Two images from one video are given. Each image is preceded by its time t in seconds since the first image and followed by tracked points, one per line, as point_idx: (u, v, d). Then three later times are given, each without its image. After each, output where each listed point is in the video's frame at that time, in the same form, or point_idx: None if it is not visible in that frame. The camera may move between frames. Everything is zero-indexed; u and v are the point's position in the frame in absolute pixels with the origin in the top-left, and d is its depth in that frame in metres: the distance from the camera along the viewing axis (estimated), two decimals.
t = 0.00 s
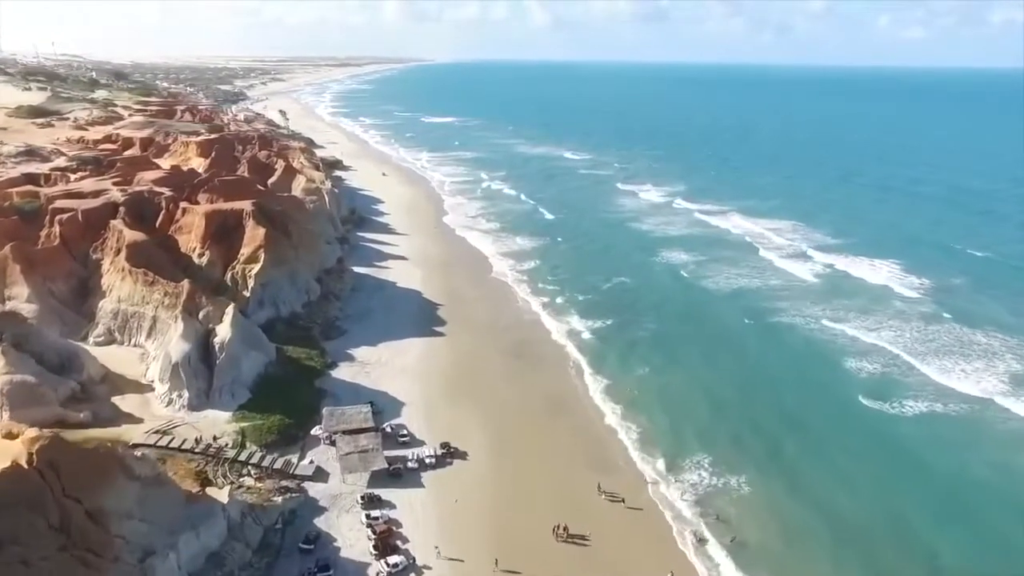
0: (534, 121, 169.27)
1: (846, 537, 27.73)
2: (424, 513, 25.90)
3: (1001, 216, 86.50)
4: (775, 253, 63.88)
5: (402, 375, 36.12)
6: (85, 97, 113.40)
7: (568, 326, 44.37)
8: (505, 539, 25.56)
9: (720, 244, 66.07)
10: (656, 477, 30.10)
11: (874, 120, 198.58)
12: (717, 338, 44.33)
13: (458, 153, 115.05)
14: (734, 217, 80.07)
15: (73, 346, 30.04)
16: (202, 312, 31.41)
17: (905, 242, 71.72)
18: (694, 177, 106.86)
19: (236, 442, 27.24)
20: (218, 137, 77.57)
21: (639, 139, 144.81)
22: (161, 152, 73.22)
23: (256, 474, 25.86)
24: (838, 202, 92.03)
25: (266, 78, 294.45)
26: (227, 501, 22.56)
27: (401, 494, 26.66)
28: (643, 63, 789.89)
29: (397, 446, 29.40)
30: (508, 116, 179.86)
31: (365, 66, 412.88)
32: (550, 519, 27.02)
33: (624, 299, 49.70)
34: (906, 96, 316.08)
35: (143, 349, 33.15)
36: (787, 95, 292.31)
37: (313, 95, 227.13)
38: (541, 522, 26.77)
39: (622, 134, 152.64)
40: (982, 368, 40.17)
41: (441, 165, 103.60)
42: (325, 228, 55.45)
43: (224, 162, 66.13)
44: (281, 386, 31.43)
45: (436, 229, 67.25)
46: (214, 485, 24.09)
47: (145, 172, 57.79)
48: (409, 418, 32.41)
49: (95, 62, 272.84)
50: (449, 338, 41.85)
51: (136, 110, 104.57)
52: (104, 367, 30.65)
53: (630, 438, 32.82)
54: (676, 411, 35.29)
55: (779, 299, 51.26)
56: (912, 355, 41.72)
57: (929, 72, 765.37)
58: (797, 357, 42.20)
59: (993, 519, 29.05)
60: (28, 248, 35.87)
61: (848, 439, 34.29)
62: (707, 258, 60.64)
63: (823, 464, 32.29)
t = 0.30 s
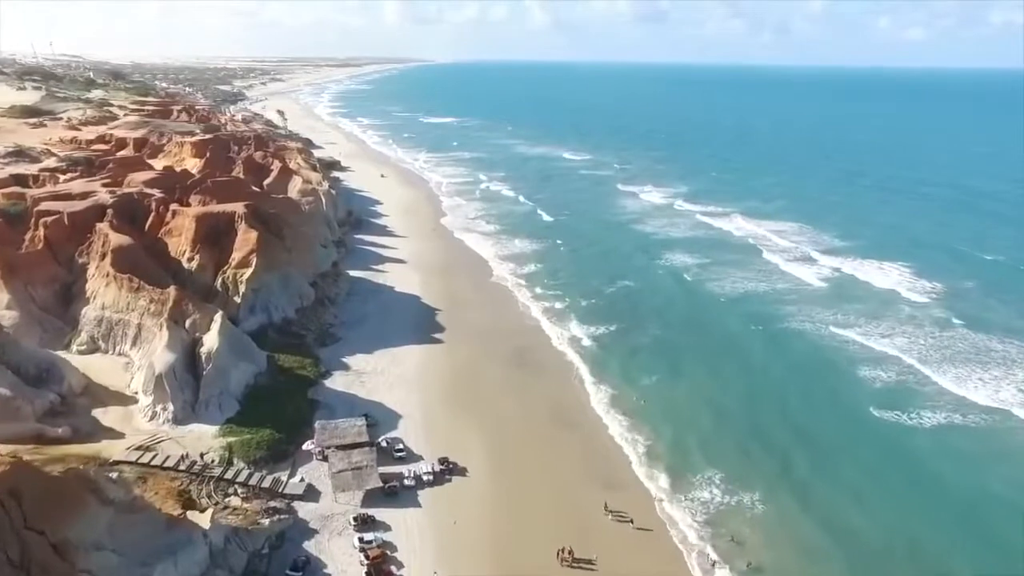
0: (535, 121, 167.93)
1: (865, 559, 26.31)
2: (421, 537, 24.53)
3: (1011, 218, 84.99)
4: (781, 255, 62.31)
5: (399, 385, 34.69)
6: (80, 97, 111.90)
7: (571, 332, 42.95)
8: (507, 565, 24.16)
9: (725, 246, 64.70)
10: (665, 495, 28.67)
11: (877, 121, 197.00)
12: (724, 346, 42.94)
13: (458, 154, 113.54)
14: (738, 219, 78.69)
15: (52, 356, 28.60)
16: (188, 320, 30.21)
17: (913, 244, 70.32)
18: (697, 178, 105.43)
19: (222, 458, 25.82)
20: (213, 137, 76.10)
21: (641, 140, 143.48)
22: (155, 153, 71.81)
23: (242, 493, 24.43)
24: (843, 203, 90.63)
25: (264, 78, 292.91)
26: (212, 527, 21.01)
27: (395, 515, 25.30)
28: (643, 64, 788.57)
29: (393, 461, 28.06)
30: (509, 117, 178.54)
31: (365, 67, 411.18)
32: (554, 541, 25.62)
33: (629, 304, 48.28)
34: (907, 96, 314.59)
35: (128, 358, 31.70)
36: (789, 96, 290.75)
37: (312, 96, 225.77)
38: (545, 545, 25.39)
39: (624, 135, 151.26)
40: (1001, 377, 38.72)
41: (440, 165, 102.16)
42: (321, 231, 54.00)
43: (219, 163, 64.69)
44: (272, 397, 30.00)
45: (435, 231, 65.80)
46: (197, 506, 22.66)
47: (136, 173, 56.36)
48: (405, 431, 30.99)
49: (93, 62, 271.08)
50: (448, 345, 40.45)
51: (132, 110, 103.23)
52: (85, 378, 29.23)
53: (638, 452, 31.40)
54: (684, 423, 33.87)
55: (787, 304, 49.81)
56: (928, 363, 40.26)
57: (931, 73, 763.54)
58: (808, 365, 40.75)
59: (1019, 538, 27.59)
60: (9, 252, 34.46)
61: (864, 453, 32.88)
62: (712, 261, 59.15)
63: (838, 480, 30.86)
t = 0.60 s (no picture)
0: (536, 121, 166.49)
1: None
2: (416, 563, 23.17)
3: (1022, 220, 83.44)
4: (789, 258, 60.86)
5: (396, 396, 33.38)
6: (76, 96, 110.60)
7: (574, 339, 41.56)
8: None
9: (731, 249, 63.31)
10: (675, 515, 27.23)
11: (881, 121, 195.46)
12: (733, 353, 41.57)
13: (458, 154, 112.10)
14: (744, 220, 77.28)
15: (30, 368, 27.18)
16: (174, 328, 28.75)
17: (924, 246, 68.81)
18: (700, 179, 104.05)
19: (207, 477, 24.43)
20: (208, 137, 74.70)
21: (643, 140, 142.14)
22: (149, 154, 70.44)
23: (227, 515, 22.99)
24: (851, 204, 89.13)
25: (264, 79, 292.03)
26: (192, 554, 19.59)
27: (390, 538, 23.97)
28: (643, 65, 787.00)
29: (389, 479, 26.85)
30: (510, 117, 177.09)
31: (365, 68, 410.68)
32: (557, 567, 24.26)
33: (634, 309, 46.90)
34: (910, 97, 312.90)
35: (111, 368, 30.27)
36: (791, 96, 289.24)
37: (311, 96, 224.37)
38: (549, 570, 23.98)
39: (626, 135, 149.82)
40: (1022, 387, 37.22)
41: (440, 166, 100.77)
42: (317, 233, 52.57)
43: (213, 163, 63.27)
44: (262, 411, 28.56)
45: (434, 233, 64.37)
46: (177, 530, 21.24)
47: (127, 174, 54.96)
48: (401, 446, 29.69)
49: (93, 63, 270.50)
50: (448, 353, 39.08)
51: (127, 110, 101.79)
52: (65, 390, 27.84)
53: (646, 468, 30.00)
54: (693, 438, 32.47)
55: (797, 309, 48.37)
56: (946, 372, 38.79)
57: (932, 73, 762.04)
58: (822, 374, 39.33)
59: None
60: None
61: (882, 468, 31.43)
62: (719, 265, 57.71)
63: (855, 498, 29.42)
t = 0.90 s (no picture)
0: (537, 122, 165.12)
1: None
2: None
3: None
4: (796, 260, 59.43)
5: (392, 407, 32.02)
6: (70, 96, 108.94)
7: (578, 346, 40.16)
8: None
9: (737, 252, 61.91)
10: (686, 537, 25.82)
11: (884, 121, 194.02)
12: (742, 361, 40.17)
13: (458, 154, 110.65)
14: (749, 222, 75.91)
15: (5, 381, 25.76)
16: (158, 338, 27.25)
17: (934, 248, 67.38)
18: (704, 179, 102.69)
19: (189, 499, 23.00)
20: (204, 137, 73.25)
21: (646, 141, 140.79)
22: (142, 154, 69.03)
23: (210, 539, 21.58)
24: (857, 205, 87.78)
25: (263, 79, 290.47)
26: None
27: (385, 564, 22.63)
28: (644, 65, 785.42)
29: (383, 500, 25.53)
30: (510, 117, 175.63)
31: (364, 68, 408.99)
32: None
33: (640, 314, 45.49)
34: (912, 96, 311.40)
35: (94, 380, 28.81)
36: (793, 96, 287.91)
37: (310, 96, 222.95)
38: None
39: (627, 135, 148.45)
40: None
41: (440, 166, 99.35)
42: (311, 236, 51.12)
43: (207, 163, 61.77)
44: (251, 425, 27.12)
45: (433, 236, 62.94)
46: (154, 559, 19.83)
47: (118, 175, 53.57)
48: (398, 461, 28.32)
49: (91, 64, 268.92)
50: (447, 360, 37.67)
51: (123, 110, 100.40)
52: (43, 404, 26.41)
53: (655, 485, 28.59)
54: (703, 452, 31.07)
55: (808, 314, 46.90)
56: (965, 381, 37.38)
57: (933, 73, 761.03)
58: (835, 383, 37.89)
59: None
60: None
61: (902, 484, 30.01)
62: (725, 268, 56.26)
63: (875, 517, 28.01)
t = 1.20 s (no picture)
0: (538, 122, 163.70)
1: None
2: None
3: None
4: (805, 263, 58.00)
5: (389, 420, 30.65)
6: (65, 96, 107.53)
7: (582, 354, 38.77)
8: None
9: (744, 255, 60.46)
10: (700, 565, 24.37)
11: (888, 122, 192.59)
12: (752, 369, 38.77)
13: (459, 155, 109.24)
14: (754, 224, 74.48)
15: None
16: (140, 350, 25.93)
17: (945, 249, 65.87)
18: (708, 180, 101.26)
19: (169, 524, 21.61)
20: (198, 137, 71.80)
21: (648, 141, 139.31)
22: (136, 155, 67.58)
23: (190, 568, 20.14)
24: (863, 206, 86.36)
25: (263, 79, 289.08)
26: None
27: None
28: (645, 65, 784.12)
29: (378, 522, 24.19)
30: (511, 117, 174.08)
31: (365, 69, 408.08)
32: None
33: (645, 320, 44.10)
34: (915, 96, 309.98)
35: (73, 393, 27.36)
36: (795, 97, 286.58)
37: (310, 96, 221.42)
38: None
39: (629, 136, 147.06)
40: None
41: (440, 167, 97.92)
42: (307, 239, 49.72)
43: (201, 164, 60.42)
44: (238, 442, 25.70)
45: (433, 238, 61.53)
46: None
47: (108, 176, 52.10)
48: (393, 479, 26.93)
49: (90, 64, 267.44)
50: (446, 369, 36.25)
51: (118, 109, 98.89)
52: (19, 419, 25.00)
53: (665, 506, 27.16)
54: (714, 471, 29.60)
55: (819, 320, 45.46)
56: (986, 392, 35.92)
57: (935, 74, 760.24)
58: (850, 394, 36.47)
59: None
60: None
61: (926, 504, 28.56)
62: (732, 272, 54.82)
63: (900, 542, 26.56)
